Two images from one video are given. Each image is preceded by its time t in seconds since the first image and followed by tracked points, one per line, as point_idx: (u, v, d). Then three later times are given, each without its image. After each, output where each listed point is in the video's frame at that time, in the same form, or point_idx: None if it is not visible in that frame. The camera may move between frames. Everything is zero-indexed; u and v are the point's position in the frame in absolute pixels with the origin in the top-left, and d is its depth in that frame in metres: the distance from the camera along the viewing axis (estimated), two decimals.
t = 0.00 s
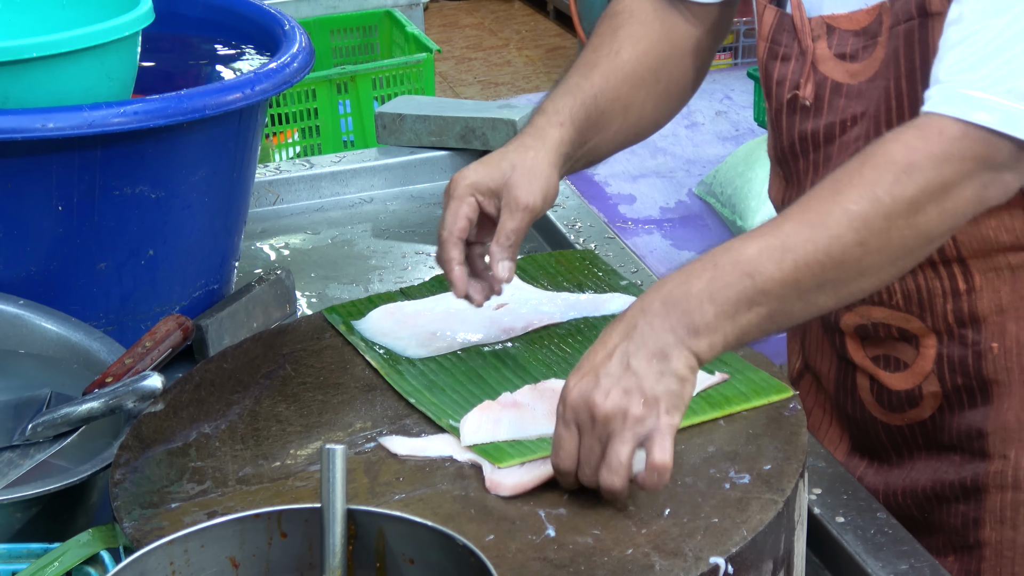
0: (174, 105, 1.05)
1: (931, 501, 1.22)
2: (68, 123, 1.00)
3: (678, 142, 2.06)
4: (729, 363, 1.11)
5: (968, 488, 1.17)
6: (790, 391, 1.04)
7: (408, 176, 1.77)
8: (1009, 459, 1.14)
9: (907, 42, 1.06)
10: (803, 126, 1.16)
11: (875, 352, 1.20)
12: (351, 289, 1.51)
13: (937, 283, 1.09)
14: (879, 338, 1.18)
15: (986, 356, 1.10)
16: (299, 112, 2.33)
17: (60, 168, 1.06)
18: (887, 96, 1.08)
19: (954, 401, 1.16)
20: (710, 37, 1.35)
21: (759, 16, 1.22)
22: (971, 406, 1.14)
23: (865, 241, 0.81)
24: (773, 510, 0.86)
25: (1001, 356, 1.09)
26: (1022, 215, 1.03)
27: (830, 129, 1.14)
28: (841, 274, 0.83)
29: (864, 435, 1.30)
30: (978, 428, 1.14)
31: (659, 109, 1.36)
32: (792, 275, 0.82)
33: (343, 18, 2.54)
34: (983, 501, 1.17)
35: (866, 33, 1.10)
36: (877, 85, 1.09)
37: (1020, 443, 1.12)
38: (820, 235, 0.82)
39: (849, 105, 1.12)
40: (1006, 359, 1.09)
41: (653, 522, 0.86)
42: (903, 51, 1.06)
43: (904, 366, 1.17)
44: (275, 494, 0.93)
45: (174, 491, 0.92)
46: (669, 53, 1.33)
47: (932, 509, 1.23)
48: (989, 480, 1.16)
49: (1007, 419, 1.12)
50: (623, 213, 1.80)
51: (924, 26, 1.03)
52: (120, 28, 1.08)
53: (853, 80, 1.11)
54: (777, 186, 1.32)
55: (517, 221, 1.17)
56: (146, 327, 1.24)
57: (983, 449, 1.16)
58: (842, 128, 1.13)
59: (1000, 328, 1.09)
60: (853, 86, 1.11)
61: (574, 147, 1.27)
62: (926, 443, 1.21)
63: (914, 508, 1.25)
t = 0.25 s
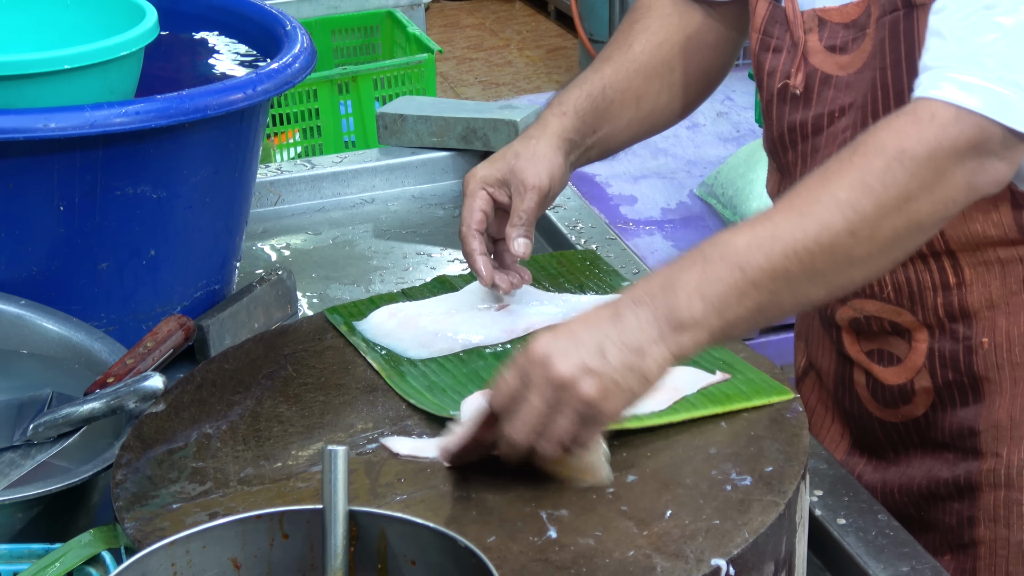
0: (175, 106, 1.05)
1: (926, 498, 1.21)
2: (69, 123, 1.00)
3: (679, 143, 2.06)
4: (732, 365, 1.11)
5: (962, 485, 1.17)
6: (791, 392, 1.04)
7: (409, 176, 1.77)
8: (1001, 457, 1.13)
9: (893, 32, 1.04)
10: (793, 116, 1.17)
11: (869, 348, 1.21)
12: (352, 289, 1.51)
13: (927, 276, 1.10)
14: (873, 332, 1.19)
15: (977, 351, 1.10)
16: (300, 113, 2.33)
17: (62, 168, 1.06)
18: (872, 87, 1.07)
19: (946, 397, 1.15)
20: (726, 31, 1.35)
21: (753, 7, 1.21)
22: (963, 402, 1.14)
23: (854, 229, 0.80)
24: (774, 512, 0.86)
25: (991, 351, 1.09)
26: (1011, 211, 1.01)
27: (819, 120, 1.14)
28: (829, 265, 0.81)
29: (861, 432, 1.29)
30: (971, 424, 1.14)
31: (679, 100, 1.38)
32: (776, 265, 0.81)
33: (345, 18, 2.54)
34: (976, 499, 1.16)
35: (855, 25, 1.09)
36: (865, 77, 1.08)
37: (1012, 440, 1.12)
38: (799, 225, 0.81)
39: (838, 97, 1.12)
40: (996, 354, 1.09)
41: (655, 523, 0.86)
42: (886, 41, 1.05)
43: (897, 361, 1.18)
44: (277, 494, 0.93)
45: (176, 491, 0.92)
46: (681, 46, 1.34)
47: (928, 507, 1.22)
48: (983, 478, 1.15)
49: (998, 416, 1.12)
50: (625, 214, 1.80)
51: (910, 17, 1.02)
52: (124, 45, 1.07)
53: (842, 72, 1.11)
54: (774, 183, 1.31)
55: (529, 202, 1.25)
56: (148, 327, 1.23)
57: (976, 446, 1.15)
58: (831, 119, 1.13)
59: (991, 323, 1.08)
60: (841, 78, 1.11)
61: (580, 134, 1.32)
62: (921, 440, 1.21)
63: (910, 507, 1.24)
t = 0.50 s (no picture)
0: (176, 107, 1.05)
1: (922, 495, 1.21)
2: (71, 124, 1.00)
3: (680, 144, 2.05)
4: (733, 366, 1.11)
5: (957, 482, 1.16)
6: (792, 393, 1.04)
7: (410, 177, 1.77)
8: (995, 454, 1.12)
9: (887, 28, 1.05)
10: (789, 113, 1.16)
11: (866, 345, 1.21)
12: (352, 290, 1.51)
13: (922, 273, 1.10)
14: (870, 329, 1.20)
15: (971, 348, 1.09)
16: (301, 113, 2.33)
17: (63, 169, 1.05)
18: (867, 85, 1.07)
19: (942, 394, 1.15)
20: (726, 34, 1.37)
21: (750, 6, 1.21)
22: (958, 400, 1.14)
23: (808, 150, 0.81)
24: (775, 514, 0.86)
25: (986, 348, 1.09)
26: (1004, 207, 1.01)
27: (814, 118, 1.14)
28: (778, 182, 0.83)
29: (859, 429, 1.29)
30: (966, 422, 1.13)
31: (676, 100, 1.37)
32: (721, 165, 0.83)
33: (346, 19, 2.54)
34: (971, 496, 1.16)
35: (850, 22, 1.09)
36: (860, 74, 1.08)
37: (1006, 437, 1.11)
38: (766, 138, 0.83)
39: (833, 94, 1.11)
40: (990, 351, 1.08)
41: (656, 525, 0.86)
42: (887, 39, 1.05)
43: (892, 358, 1.18)
44: (277, 496, 0.93)
45: (177, 493, 0.92)
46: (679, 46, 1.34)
47: (924, 504, 1.22)
48: (977, 475, 1.14)
49: (992, 413, 1.11)
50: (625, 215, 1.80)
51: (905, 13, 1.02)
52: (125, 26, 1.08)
53: (839, 69, 1.10)
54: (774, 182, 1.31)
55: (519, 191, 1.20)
56: (149, 329, 1.23)
57: (971, 443, 1.14)
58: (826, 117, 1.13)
59: (985, 320, 1.08)
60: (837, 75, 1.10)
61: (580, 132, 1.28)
62: (918, 438, 1.21)
63: (906, 504, 1.24)
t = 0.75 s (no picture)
0: (176, 107, 1.05)
1: (918, 494, 1.21)
2: (70, 124, 0.99)
3: (680, 145, 2.05)
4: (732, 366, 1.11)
5: (953, 480, 1.16)
6: (793, 394, 1.04)
7: (410, 177, 1.77)
8: (992, 452, 1.12)
9: (883, 33, 1.05)
10: (783, 118, 1.17)
11: (862, 343, 1.21)
12: (352, 290, 1.50)
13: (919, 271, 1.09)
14: (866, 328, 1.20)
15: (969, 346, 1.09)
16: (301, 113, 2.33)
17: (63, 170, 1.05)
18: (862, 88, 1.08)
19: (940, 392, 1.15)
20: (720, 34, 1.35)
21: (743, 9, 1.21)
22: (956, 398, 1.14)
23: (880, 215, 0.88)
24: (775, 514, 0.86)
25: (984, 347, 1.08)
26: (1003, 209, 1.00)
27: (810, 121, 1.15)
28: (852, 242, 0.90)
29: (855, 428, 1.29)
30: (963, 420, 1.13)
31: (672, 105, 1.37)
32: (804, 231, 0.91)
33: (346, 19, 2.54)
34: (967, 494, 1.16)
35: (845, 27, 1.09)
36: (855, 78, 1.08)
37: (1002, 434, 1.11)
38: (842, 205, 0.90)
39: (829, 98, 1.12)
40: (988, 350, 1.08)
41: (655, 526, 0.86)
42: (884, 45, 1.05)
43: (889, 357, 1.18)
44: (277, 496, 0.93)
45: (175, 493, 0.92)
46: (677, 54, 1.34)
47: (920, 502, 1.22)
48: (974, 472, 1.14)
49: (989, 410, 1.11)
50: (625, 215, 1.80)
51: (901, 18, 1.03)
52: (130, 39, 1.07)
53: (833, 74, 1.11)
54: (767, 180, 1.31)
55: (528, 216, 1.25)
56: (148, 329, 1.22)
57: (968, 441, 1.14)
58: (821, 120, 1.13)
59: (983, 319, 1.08)
60: (833, 80, 1.11)
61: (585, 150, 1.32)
62: (914, 437, 1.21)
63: (902, 503, 1.24)
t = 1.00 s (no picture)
0: (176, 107, 1.05)
1: (916, 494, 1.21)
2: (69, 124, 0.99)
3: (679, 146, 2.06)
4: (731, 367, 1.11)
5: (951, 481, 1.17)
6: (792, 395, 1.04)
7: (410, 178, 1.77)
8: (991, 453, 1.13)
9: (885, 39, 1.07)
10: (785, 126, 1.18)
11: (861, 348, 1.21)
12: (351, 290, 1.50)
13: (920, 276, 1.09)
14: (864, 333, 1.19)
15: (970, 350, 1.09)
16: (300, 113, 2.33)
17: (62, 170, 1.05)
18: (866, 94, 1.09)
19: (940, 395, 1.15)
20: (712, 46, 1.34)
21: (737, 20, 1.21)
22: (955, 400, 1.14)
23: (944, 231, 0.93)
24: (774, 515, 0.86)
25: (985, 350, 1.08)
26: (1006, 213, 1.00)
27: (810, 128, 1.15)
28: (921, 254, 0.96)
29: (853, 432, 1.29)
30: (963, 422, 1.14)
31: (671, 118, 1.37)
32: (871, 246, 0.97)
33: (345, 19, 2.54)
34: (965, 495, 1.16)
35: (843, 32, 1.11)
36: (857, 84, 1.10)
37: (1002, 436, 1.11)
38: (901, 219, 0.96)
39: (829, 104, 1.13)
40: (989, 353, 1.08)
41: (654, 527, 0.86)
42: (882, 51, 1.07)
43: (889, 361, 1.17)
44: (276, 497, 0.93)
45: (174, 494, 0.92)
46: (666, 77, 1.33)
47: (918, 503, 1.22)
48: (972, 473, 1.15)
49: (989, 411, 1.11)
50: (624, 216, 1.80)
51: (903, 24, 1.05)
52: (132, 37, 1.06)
53: (832, 79, 1.12)
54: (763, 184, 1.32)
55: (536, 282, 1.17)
56: (147, 328, 1.22)
57: (967, 443, 1.14)
58: (822, 126, 1.14)
59: (984, 323, 1.08)
60: (830, 86, 1.12)
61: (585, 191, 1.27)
62: (913, 439, 1.21)
63: (900, 504, 1.24)
